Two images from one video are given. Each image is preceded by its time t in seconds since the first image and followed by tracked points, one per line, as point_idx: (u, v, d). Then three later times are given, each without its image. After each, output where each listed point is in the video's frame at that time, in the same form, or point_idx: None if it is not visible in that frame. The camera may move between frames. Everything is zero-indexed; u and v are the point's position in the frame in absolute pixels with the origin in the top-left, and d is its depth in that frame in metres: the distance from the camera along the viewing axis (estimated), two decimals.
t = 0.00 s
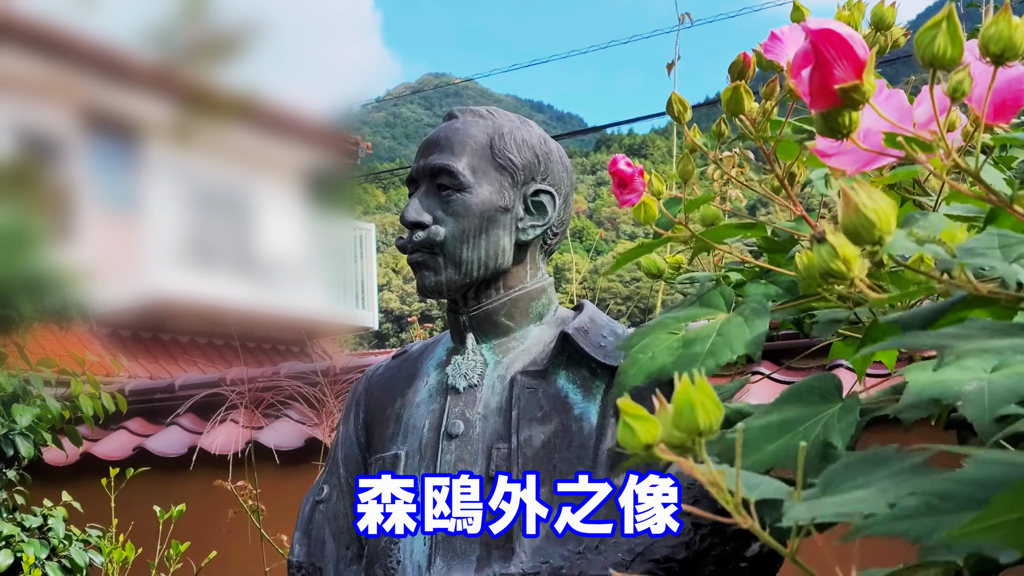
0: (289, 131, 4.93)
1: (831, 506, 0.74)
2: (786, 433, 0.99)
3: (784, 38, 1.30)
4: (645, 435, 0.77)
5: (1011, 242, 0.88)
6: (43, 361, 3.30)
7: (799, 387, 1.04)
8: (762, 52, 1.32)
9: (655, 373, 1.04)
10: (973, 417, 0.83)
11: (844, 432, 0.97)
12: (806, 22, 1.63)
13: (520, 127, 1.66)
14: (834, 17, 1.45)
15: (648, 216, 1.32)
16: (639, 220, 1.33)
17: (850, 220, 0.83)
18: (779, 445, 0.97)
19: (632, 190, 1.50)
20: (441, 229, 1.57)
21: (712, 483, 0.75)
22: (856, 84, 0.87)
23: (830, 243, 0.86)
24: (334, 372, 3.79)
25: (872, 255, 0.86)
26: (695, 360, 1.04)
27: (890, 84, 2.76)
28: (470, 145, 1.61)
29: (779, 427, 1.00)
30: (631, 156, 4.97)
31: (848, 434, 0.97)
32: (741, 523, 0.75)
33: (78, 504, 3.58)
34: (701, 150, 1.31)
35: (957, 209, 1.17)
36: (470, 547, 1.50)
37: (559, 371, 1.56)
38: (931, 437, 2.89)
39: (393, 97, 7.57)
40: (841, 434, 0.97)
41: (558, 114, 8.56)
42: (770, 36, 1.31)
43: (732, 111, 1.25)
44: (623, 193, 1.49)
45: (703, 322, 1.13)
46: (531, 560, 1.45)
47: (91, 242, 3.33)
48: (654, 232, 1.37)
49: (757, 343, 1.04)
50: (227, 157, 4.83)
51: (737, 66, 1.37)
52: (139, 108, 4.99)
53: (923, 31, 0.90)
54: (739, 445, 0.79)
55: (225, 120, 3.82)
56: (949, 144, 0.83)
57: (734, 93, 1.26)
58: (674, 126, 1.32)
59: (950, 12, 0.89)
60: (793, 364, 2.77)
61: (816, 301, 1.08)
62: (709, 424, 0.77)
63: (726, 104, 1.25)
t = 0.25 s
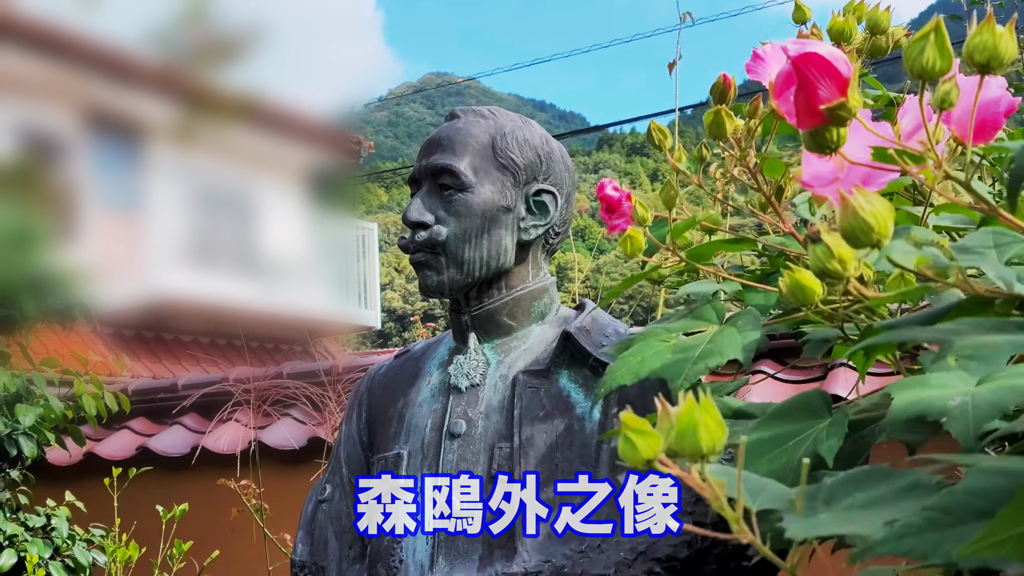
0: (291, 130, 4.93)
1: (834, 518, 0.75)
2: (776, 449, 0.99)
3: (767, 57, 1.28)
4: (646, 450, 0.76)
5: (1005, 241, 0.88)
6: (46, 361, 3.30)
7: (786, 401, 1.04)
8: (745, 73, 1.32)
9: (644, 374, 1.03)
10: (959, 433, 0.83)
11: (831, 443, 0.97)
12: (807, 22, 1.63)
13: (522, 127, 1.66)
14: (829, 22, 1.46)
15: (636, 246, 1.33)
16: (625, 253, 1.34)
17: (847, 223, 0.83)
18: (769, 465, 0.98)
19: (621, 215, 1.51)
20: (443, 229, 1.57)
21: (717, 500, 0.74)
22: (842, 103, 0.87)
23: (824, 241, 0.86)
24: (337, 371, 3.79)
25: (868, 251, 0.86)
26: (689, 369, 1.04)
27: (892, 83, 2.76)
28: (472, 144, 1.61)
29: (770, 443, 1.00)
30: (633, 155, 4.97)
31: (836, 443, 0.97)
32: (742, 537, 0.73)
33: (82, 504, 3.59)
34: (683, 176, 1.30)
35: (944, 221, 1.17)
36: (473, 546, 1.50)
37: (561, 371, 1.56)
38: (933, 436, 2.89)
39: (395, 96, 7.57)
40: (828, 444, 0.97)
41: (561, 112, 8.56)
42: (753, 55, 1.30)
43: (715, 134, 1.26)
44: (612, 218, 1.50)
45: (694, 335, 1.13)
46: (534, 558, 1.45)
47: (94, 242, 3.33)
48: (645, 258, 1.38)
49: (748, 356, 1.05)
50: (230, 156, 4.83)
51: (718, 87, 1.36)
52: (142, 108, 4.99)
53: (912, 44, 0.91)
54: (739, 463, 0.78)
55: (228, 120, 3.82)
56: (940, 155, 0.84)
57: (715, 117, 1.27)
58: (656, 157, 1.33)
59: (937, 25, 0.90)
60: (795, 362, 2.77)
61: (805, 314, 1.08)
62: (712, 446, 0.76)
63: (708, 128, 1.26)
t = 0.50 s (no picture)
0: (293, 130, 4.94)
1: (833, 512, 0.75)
2: (776, 437, 0.99)
3: (762, 58, 1.28)
4: (640, 464, 0.77)
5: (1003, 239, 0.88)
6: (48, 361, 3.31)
7: (789, 398, 1.05)
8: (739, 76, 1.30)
9: (645, 393, 1.05)
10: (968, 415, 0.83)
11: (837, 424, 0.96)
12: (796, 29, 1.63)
13: (522, 126, 1.66)
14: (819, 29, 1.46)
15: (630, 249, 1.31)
16: (622, 256, 1.32)
17: (844, 204, 0.82)
18: (773, 444, 0.98)
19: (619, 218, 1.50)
20: (444, 229, 1.58)
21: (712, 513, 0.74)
22: (843, 95, 0.87)
23: (825, 233, 0.86)
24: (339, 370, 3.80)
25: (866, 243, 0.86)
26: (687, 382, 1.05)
27: (892, 82, 2.75)
28: (472, 144, 1.61)
29: (771, 431, 1.00)
30: (635, 154, 4.97)
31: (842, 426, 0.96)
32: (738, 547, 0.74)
33: (84, 504, 3.59)
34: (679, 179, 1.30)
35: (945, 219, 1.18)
36: (474, 545, 1.50)
37: (563, 369, 1.56)
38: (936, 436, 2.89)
39: (396, 96, 7.58)
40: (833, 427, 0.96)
41: (562, 112, 8.56)
42: (746, 59, 1.29)
43: (710, 140, 1.28)
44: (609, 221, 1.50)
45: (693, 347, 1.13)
46: (535, 557, 1.45)
47: (97, 243, 3.33)
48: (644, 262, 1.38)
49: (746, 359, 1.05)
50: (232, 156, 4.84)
51: (714, 92, 1.36)
52: (143, 108, 4.99)
53: (910, 37, 0.91)
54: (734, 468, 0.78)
55: (229, 120, 3.83)
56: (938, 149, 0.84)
57: (710, 122, 1.28)
58: (652, 156, 1.32)
59: (936, 18, 0.90)
60: (798, 362, 2.77)
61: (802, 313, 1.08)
62: (705, 454, 0.76)
63: (704, 134, 1.27)
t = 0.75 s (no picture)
0: (294, 129, 4.93)
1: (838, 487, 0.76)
2: (784, 427, 1.00)
3: (776, 41, 1.29)
4: (661, 417, 0.78)
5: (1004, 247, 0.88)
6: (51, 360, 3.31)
7: (796, 382, 1.05)
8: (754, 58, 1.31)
9: (655, 364, 1.05)
10: (978, 403, 0.83)
11: (844, 417, 0.97)
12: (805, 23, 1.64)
13: (523, 126, 1.66)
14: (828, 20, 1.46)
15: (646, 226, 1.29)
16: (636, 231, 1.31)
17: (844, 223, 0.82)
18: (779, 434, 0.98)
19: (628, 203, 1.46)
20: (445, 229, 1.58)
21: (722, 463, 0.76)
22: (840, 104, 0.88)
23: (822, 253, 0.86)
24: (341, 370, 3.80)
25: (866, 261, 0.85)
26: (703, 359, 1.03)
27: (893, 81, 2.75)
28: (474, 144, 1.61)
29: (779, 420, 1.00)
30: (637, 154, 4.97)
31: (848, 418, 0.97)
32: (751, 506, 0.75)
33: (87, 504, 3.59)
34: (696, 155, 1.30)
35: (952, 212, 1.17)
36: (477, 544, 1.50)
37: (564, 368, 1.56)
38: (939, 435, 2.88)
39: (398, 96, 7.58)
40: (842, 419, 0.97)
41: (564, 112, 8.56)
42: (762, 41, 1.30)
43: (727, 120, 1.24)
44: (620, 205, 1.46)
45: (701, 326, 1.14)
46: (537, 556, 1.45)
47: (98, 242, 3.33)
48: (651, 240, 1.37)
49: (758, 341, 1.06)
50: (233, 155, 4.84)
51: (730, 73, 1.37)
52: (145, 107, 5.00)
53: (906, 42, 0.91)
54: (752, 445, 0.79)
55: (230, 119, 3.82)
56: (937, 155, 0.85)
57: (727, 103, 1.25)
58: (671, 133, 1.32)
59: (930, 22, 0.90)
60: (800, 362, 2.76)
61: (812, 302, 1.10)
62: (727, 410, 0.78)
63: (719, 115, 1.24)
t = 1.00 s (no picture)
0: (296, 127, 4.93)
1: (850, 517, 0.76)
2: (791, 422, 1.00)
3: (784, 32, 1.29)
4: (658, 431, 0.78)
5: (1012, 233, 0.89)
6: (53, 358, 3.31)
7: (802, 378, 1.05)
8: (762, 48, 1.31)
9: (659, 366, 1.06)
10: (984, 402, 0.83)
11: (848, 412, 0.97)
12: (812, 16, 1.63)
13: (526, 123, 1.66)
14: (841, 10, 1.46)
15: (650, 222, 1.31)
16: (641, 228, 1.31)
17: (858, 202, 0.84)
18: (785, 431, 0.98)
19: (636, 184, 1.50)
20: (447, 226, 1.58)
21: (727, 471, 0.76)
22: (844, 100, 0.88)
23: (834, 228, 0.87)
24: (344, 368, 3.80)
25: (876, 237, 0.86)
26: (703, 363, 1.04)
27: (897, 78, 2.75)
28: (476, 141, 1.61)
29: (786, 415, 1.00)
30: (639, 151, 4.97)
31: (853, 411, 0.96)
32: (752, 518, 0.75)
33: (89, 502, 3.59)
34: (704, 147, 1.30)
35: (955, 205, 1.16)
36: (479, 542, 1.50)
37: (567, 366, 1.56)
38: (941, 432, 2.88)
39: (400, 94, 7.58)
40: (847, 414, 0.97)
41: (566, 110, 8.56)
42: (770, 31, 1.30)
43: (733, 114, 1.25)
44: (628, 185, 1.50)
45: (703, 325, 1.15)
46: (539, 553, 1.45)
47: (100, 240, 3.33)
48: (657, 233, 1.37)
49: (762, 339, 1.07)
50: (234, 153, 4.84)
51: (737, 65, 1.36)
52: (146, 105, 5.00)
53: (913, 39, 0.91)
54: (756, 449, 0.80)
55: (232, 117, 3.82)
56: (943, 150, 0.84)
57: (734, 96, 1.25)
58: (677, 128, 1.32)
59: (938, 19, 0.90)
60: (803, 358, 2.76)
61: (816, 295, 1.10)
62: (725, 424, 0.79)
63: (726, 108, 1.24)
